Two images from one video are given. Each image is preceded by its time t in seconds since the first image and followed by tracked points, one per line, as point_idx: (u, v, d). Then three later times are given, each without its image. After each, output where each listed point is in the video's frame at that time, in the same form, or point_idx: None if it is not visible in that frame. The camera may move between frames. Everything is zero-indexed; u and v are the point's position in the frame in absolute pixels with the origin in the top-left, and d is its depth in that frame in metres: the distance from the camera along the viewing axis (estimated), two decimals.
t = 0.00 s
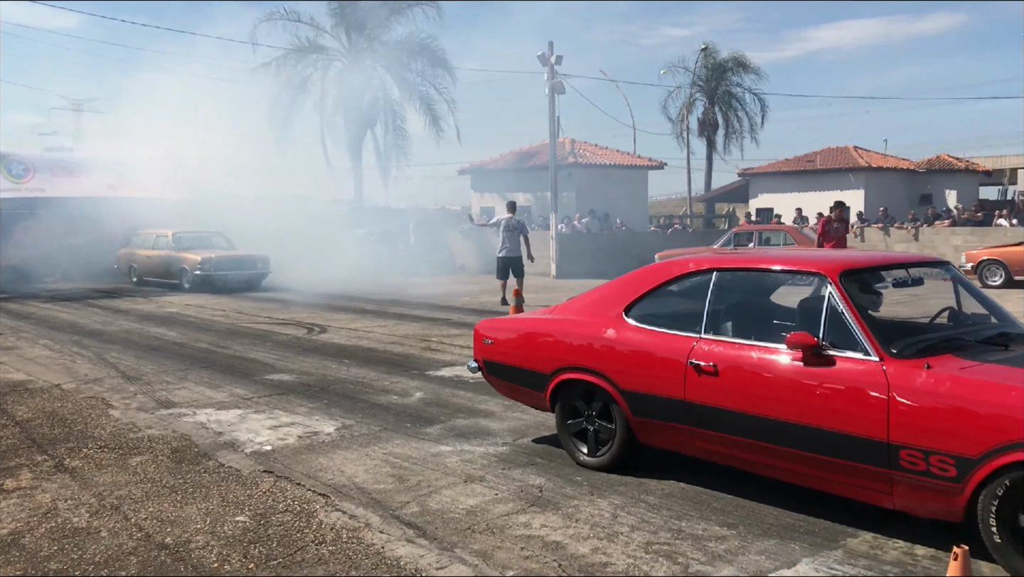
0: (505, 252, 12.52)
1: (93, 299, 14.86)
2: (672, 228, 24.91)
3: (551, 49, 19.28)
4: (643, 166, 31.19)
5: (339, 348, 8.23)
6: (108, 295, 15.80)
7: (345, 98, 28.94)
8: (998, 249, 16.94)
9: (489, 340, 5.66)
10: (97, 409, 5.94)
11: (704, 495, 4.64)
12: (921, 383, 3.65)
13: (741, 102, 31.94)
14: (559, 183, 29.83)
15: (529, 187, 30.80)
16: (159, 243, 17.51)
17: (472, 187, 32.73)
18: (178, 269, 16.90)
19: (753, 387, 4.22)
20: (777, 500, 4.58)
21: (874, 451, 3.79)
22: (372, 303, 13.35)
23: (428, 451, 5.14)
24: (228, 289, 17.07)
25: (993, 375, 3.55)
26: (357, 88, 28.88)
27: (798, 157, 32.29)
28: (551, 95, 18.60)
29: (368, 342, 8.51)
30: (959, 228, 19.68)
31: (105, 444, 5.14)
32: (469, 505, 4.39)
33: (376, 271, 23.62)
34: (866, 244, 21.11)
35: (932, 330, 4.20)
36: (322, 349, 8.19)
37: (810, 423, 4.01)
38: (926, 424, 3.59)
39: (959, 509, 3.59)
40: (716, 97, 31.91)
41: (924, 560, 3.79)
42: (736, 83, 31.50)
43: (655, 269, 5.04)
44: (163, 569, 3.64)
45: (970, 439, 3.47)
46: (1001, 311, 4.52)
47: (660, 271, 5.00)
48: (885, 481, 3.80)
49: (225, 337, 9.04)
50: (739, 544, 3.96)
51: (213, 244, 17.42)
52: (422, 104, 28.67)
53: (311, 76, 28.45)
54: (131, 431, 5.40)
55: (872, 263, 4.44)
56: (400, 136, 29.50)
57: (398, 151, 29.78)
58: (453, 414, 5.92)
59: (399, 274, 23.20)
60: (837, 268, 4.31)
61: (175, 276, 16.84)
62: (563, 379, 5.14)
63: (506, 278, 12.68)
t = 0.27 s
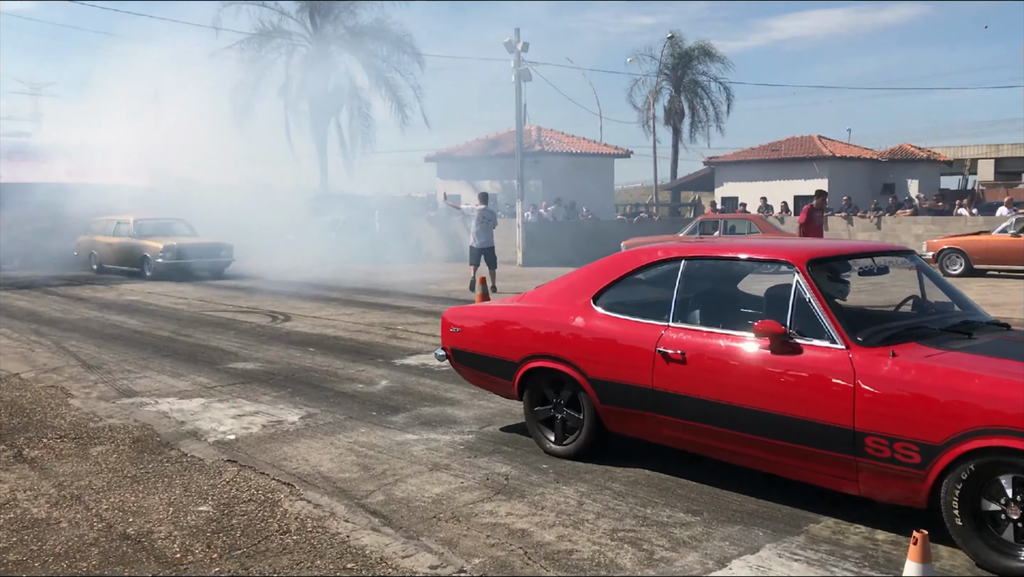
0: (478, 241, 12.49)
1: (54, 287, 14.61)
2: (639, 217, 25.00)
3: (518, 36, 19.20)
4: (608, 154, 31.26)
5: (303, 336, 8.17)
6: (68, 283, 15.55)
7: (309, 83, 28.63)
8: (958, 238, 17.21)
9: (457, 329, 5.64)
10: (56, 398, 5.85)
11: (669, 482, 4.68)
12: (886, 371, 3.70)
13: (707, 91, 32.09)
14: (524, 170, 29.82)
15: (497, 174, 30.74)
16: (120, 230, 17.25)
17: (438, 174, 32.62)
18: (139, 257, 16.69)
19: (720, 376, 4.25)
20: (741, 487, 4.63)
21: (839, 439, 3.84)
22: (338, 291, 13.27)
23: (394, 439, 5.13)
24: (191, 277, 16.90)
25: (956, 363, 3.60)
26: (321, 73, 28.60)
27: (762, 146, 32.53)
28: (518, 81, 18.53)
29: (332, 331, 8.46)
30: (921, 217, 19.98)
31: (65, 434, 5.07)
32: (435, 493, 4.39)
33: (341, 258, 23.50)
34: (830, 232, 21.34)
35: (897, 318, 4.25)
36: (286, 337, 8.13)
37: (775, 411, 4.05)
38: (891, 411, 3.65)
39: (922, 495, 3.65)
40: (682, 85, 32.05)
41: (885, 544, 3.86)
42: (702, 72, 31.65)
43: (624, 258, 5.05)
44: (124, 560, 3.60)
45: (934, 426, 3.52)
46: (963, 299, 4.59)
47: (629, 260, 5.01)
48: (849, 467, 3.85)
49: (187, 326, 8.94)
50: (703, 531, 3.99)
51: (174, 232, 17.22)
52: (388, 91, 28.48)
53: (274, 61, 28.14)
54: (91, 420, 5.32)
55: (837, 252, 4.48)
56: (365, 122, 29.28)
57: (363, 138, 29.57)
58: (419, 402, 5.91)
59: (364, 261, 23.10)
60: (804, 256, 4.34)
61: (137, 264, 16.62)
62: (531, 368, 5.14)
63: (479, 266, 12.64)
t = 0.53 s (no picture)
0: (472, 233, 12.48)
1: (48, 280, 14.58)
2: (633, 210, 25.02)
3: (512, 29, 19.18)
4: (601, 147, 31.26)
5: (297, 329, 8.17)
6: (61, 277, 15.52)
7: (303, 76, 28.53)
8: (951, 231, 17.28)
9: (451, 322, 5.65)
10: (49, 391, 5.84)
11: (663, 475, 4.69)
12: (878, 364, 3.72)
13: (701, 84, 32.07)
14: (519, 164, 29.83)
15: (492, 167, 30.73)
16: (113, 223, 17.22)
17: (433, 167, 32.63)
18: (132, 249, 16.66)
19: (713, 369, 4.26)
20: (734, 480, 4.64)
21: (831, 432, 3.85)
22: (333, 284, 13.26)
23: (387, 432, 5.13)
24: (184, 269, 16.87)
25: (948, 356, 3.62)
26: (315, 66, 28.55)
27: (756, 140, 32.54)
28: (512, 74, 18.52)
29: (326, 324, 8.46)
30: (914, 211, 20.06)
31: (58, 427, 5.06)
32: (429, 486, 4.40)
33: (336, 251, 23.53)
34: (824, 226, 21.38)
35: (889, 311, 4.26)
36: (280, 330, 8.13)
37: (768, 404, 4.06)
38: (883, 404, 3.66)
39: (913, 488, 3.67)
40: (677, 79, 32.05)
41: (876, 536, 3.88)
42: (696, 65, 31.65)
43: (617, 251, 5.05)
44: (118, 552, 3.61)
45: (926, 419, 3.54)
46: (955, 292, 4.60)
47: (622, 253, 5.01)
48: (841, 460, 3.86)
49: (181, 318, 8.94)
50: (696, 524, 4.01)
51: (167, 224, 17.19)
52: (382, 84, 28.45)
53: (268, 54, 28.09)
54: (84, 414, 5.31)
55: (830, 245, 4.49)
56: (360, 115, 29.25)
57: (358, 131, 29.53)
58: (413, 396, 5.92)
59: (358, 254, 23.12)
60: (797, 250, 4.35)
61: (130, 257, 16.59)
62: (525, 361, 5.15)
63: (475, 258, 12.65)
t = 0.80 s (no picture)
0: (483, 230, 12.50)
1: (61, 279, 14.67)
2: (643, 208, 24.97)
3: (522, 27, 19.17)
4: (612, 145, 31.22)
5: (310, 327, 8.20)
6: (74, 276, 15.60)
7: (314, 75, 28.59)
8: (965, 227, 17.16)
9: (462, 320, 5.65)
10: (65, 389, 5.87)
11: (675, 472, 4.69)
12: (891, 361, 3.70)
13: (713, 81, 31.99)
14: (529, 161, 29.80)
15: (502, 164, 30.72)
16: (126, 222, 17.30)
17: (444, 165, 32.65)
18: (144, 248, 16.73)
19: (725, 366, 4.25)
20: (746, 477, 4.63)
21: (844, 429, 3.84)
22: (344, 282, 13.29)
23: (400, 430, 5.15)
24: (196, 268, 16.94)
25: (961, 353, 3.60)
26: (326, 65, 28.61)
27: (768, 136, 32.38)
28: (522, 72, 18.51)
29: (338, 322, 8.48)
30: (927, 207, 19.93)
31: (74, 425, 5.10)
32: (442, 483, 4.41)
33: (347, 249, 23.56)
34: (835, 223, 21.28)
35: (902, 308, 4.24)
36: (293, 328, 8.16)
37: (780, 401, 4.05)
38: (896, 401, 3.65)
39: (927, 485, 3.66)
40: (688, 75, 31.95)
41: (890, 533, 3.86)
42: (707, 62, 31.56)
43: (629, 248, 5.04)
44: (132, 550, 3.63)
45: (940, 416, 3.52)
46: (969, 289, 4.58)
47: (633, 251, 5.00)
48: (854, 457, 3.85)
49: (195, 317, 8.98)
50: (709, 521, 4.00)
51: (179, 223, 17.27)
52: (393, 82, 28.48)
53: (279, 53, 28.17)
54: (98, 412, 5.34)
55: (842, 241, 4.47)
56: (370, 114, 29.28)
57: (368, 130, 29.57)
58: (425, 393, 5.93)
59: (369, 251, 23.15)
60: (809, 246, 4.34)
61: (143, 256, 16.67)
62: (536, 358, 5.15)
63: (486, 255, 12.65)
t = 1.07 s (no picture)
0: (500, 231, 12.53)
1: (79, 281, 14.78)
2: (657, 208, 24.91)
3: (537, 27, 19.16)
4: (627, 145, 31.17)
5: (326, 329, 8.22)
6: (91, 277, 15.71)
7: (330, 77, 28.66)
8: (984, 227, 17.02)
9: (478, 321, 5.66)
10: (84, 391, 5.92)
11: (691, 473, 4.68)
12: (909, 361, 3.68)
13: (727, 80, 31.88)
14: (545, 162, 29.79)
15: (517, 165, 30.74)
16: (144, 224, 17.41)
17: (458, 166, 32.69)
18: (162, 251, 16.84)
19: (742, 367, 4.23)
20: (763, 478, 4.61)
21: (863, 430, 3.82)
22: (360, 284, 13.31)
23: (415, 431, 5.16)
24: (215, 270, 17.05)
25: (981, 354, 3.57)
26: (342, 66, 28.68)
27: (784, 136, 32.24)
28: (536, 73, 18.50)
29: (355, 323, 8.50)
30: (945, 206, 19.78)
31: (92, 427, 5.13)
32: (458, 484, 4.41)
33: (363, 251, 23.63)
34: (851, 222, 21.15)
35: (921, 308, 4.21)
36: (309, 329, 8.19)
37: (798, 402, 4.03)
38: (916, 402, 3.62)
39: (947, 487, 3.63)
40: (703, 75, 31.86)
41: (908, 535, 3.84)
42: (722, 61, 31.45)
43: (644, 249, 5.03)
44: (151, 550, 3.65)
45: (960, 418, 3.49)
46: (988, 289, 4.54)
47: (649, 251, 4.99)
48: (873, 459, 3.82)
49: (212, 318, 9.02)
50: (725, 522, 3.99)
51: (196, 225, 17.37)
52: (408, 84, 28.54)
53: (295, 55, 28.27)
54: (117, 413, 5.38)
55: (860, 242, 4.44)
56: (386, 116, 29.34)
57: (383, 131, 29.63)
58: (440, 394, 5.94)
59: (384, 253, 23.19)
60: (826, 246, 4.31)
61: (161, 258, 16.76)
62: (552, 360, 5.15)
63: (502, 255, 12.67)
